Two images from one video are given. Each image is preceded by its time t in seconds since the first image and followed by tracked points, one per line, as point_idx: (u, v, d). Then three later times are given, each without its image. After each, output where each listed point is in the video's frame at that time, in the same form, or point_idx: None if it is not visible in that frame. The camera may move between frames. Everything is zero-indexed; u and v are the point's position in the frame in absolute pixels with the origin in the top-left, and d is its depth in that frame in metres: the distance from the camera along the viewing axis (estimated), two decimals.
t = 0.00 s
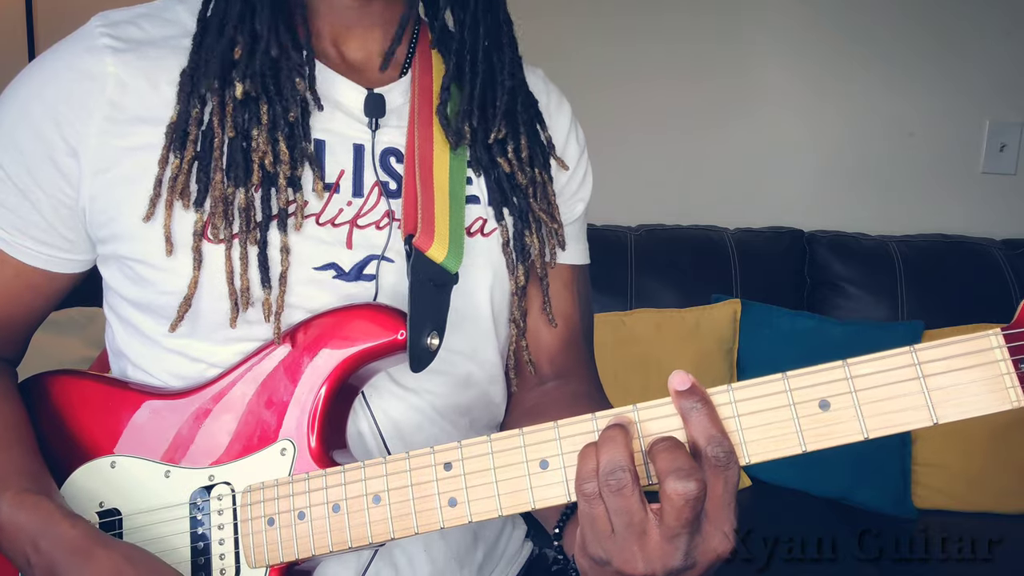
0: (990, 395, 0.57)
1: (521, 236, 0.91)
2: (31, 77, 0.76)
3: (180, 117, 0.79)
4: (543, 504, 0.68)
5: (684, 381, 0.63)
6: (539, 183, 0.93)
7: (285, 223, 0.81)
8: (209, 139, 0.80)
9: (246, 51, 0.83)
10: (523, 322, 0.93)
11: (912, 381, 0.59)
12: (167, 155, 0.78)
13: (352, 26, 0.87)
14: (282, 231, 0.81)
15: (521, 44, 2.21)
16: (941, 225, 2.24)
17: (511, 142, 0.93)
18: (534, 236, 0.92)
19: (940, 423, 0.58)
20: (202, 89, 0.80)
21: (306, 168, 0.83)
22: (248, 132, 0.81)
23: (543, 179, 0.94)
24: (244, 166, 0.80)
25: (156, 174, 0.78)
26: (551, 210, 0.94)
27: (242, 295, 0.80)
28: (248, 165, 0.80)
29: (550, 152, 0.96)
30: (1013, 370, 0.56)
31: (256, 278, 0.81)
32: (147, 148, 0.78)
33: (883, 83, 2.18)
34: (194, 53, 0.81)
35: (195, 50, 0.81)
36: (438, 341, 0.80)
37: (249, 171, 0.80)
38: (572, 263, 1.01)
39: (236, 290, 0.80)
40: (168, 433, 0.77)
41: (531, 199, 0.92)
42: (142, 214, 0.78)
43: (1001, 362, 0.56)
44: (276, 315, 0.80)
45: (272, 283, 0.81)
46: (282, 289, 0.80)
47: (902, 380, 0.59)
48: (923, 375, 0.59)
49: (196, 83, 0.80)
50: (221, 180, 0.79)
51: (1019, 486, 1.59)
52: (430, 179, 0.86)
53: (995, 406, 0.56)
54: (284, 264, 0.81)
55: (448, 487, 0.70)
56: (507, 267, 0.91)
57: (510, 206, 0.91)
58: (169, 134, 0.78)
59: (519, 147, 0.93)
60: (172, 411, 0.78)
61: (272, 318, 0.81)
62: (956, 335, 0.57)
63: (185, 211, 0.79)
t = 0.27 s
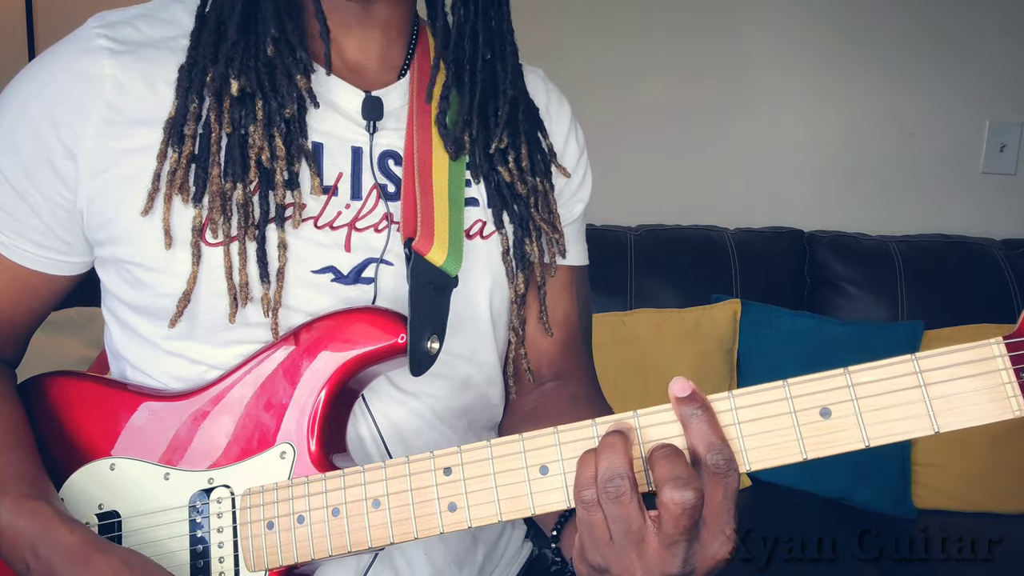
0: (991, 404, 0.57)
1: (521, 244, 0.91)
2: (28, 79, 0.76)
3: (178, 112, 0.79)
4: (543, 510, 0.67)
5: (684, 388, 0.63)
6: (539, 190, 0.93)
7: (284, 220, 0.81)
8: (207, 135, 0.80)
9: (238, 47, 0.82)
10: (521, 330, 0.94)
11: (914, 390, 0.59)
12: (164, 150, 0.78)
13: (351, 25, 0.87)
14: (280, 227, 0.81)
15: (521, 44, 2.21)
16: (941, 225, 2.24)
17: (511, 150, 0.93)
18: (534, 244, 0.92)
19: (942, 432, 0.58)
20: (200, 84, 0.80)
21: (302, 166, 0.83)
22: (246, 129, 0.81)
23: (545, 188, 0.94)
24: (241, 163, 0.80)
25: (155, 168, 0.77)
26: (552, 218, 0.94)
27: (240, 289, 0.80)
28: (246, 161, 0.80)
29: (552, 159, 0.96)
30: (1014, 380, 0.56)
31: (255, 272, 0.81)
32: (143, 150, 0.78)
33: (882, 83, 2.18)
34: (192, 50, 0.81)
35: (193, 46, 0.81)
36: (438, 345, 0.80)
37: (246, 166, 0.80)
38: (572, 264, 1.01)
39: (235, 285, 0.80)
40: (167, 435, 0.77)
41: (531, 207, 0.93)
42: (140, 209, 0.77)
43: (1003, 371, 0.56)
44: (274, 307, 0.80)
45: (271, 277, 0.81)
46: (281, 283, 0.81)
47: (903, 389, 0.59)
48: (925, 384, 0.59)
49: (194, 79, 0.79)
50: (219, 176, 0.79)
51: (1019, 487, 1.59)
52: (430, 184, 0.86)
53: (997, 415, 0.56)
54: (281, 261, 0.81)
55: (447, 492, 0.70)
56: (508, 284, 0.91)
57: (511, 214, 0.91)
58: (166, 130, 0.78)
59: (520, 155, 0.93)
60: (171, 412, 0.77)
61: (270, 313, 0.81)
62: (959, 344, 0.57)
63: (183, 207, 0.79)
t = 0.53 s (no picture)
0: (992, 402, 0.56)
1: (515, 227, 0.90)
2: (28, 79, 0.76)
3: (174, 117, 0.78)
4: (539, 509, 0.68)
5: (679, 390, 0.63)
6: (532, 174, 0.93)
7: (279, 225, 0.81)
8: (205, 139, 0.79)
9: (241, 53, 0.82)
10: (519, 313, 0.92)
11: (914, 388, 0.59)
12: (159, 155, 0.77)
13: (352, 23, 0.87)
14: (275, 232, 0.81)
15: (521, 44, 2.21)
16: (941, 225, 2.24)
17: (505, 139, 0.92)
18: (527, 224, 0.91)
19: (942, 430, 0.58)
20: (197, 90, 0.79)
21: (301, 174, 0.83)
22: (242, 134, 0.81)
23: (537, 171, 0.94)
24: (238, 167, 0.80)
25: (150, 174, 0.77)
26: (545, 200, 0.94)
27: (236, 296, 0.80)
28: (243, 166, 0.80)
29: (545, 145, 0.96)
30: (1016, 376, 0.56)
31: (251, 281, 0.81)
32: (142, 149, 0.78)
33: (882, 83, 2.18)
34: (189, 54, 0.81)
35: (190, 51, 0.81)
36: (435, 343, 0.80)
37: (243, 172, 0.80)
38: (570, 264, 1.01)
39: (230, 291, 0.80)
40: (164, 432, 0.77)
41: (525, 191, 0.92)
42: (135, 216, 0.77)
43: (1005, 368, 0.56)
44: (270, 315, 0.80)
45: (266, 283, 0.82)
46: (276, 290, 0.80)
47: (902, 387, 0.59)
48: (924, 382, 0.59)
49: (191, 85, 0.79)
50: (215, 181, 0.79)
51: (1019, 486, 1.59)
52: (427, 181, 0.86)
53: (997, 413, 0.56)
54: (277, 268, 0.81)
55: (443, 491, 0.70)
56: (503, 277, 0.90)
57: (504, 201, 0.90)
58: (162, 135, 0.78)
59: (514, 142, 0.93)
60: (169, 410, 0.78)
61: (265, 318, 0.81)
62: (958, 341, 0.57)
63: (179, 212, 0.79)
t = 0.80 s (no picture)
0: (991, 420, 0.56)
1: (515, 221, 0.90)
2: (32, 64, 0.79)
3: (170, 134, 0.78)
4: (533, 518, 0.67)
5: (716, 401, 0.61)
6: (532, 167, 0.93)
7: (274, 239, 0.81)
8: (198, 154, 0.79)
9: (271, 63, 0.82)
10: (520, 308, 0.91)
11: (911, 404, 0.58)
12: (154, 174, 0.78)
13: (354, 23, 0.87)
14: (271, 248, 0.81)
15: (521, 44, 2.21)
16: (941, 225, 2.24)
17: (504, 133, 0.92)
18: (526, 216, 0.91)
19: (939, 447, 0.58)
20: (194, 105, 0.79)
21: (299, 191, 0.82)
22: (239, 149, 0.80)
23: (536, 162, 0.93)
24: (234, 183, 0.80)
25: (144, 194, 0.78)
26: (544, 190, 0.93)
27: (226, 313, 0.80)
28: (239, 180, 0.80)
29: (541, 134, 0.96)
30: (1016, 395, 0.55)
31: (243, 291, 0.82)
32: (140, 142, 0.79)
33: (882, 83, 2.18)
34: (186, 66, 0.80)
35: (186, 62, 0.80)
36: (432, 345, 0.80)
37: (239, 186, 0.80)
38: (568, 263, 1.01)
39: (222, 308, 0.80)
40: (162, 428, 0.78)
41: (525, 182, 0.92)
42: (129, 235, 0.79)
43: (1004, 386, 0.55)
44: (263, 327, 0.79)
45: (258, 299, 0.82)
46: (268, 305, 0.80)
47: (901, 402, 0.59)
48: (923, 398, 0.58)
49: (187, 99, 0.79)
50: (210, 195, 0.79)
51: (1019, 487, 1.59)
52: (425, 183, 0.85)
53: (995, 431, 0.55)
54: (271, 281, 0.81)
55: (438, 496, 0.70)
56: (504, 276, 0.90)
57: (503, 196, 0.90)
58: (159, 149, 0.78)
59: (513, 138, 0.93)
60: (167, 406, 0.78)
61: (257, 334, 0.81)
62: (958, 356, 0.57)
63: (169, 231, 0.79)
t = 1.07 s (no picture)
0: (989, 432, 0.56)
1: (515, 223, 0.90)
2: (39, 65, 0.79)
3: (169, 133, 0.79)
4: (529, 522, 0.67)
5: (734, 417, 0.60)
6: (532, 168, 0.93)
7: (272, 236, 0.81)
8: (197, 153, 0.80)
9: (258, 65, 0.82)
10: (519, 310, 0.91)
11: (909, 415, 0.58)
12: (154, 172, 0.78)
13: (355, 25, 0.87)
14: (268, 246, 0.81)
15: (521, 44, 2.21)
16: (940, 225, 2.24)
17: (505, 137, 0.92)
18: (526, 218, 0.91)
19: (936, 458, 0.58)
20: (194, 104, 0.80)
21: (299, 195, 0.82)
22: (238, 149, 0.80)
23: (537, 165, 0.93)
24: (232, 182, 0.80)
25: (144, 191, 0.78)
26: (544, 193, 0.93)
27: (224, 312, 0.80)
28: (237, 179, 0.80)
29: (543, 137, 0.95)
30: (1014, 408, 0.55)
31: (240, 289, 0.82)
32: (140, 142, 0.79)
33: (882, 83, 2.18)
34: (186, 66, 0.81)
35: (187, 62, 0.81)
36: (432, 348, 0.80)
37: (237, 185, 0.80)
38: (570, 265, 1.01)
39: (220, 306, 0.80)
40: (163, 429, 0.78)
41: (524, 184, 0.92)
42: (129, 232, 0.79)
43: (1003, 399, 0.56)
44: (260, 328, 0.79)
45: (256, 298, 0.82)
46: (266, 303, 0.80)
47: (898, 412, 0.59)
48: (920, 409, 0.58)
49: (188, 97, 0.80)
50: (208, 194, 0.80)
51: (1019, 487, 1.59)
52: (426, 186, 0.85)
53: (993, 443, 0.56)
54: (269, 278, 0.81)
55: (434, 499, 0.70)
56: (503, 278, 0.90)
57: (503, 197, 0.90)
58: (159, 147, 0.79)
59: (513, 139, 0.92)
60: (168, 407, 0.78)
61: (254, 334, 0.81)
62: (956, 368, 0.57)
63: (169, 228, 0.79)
